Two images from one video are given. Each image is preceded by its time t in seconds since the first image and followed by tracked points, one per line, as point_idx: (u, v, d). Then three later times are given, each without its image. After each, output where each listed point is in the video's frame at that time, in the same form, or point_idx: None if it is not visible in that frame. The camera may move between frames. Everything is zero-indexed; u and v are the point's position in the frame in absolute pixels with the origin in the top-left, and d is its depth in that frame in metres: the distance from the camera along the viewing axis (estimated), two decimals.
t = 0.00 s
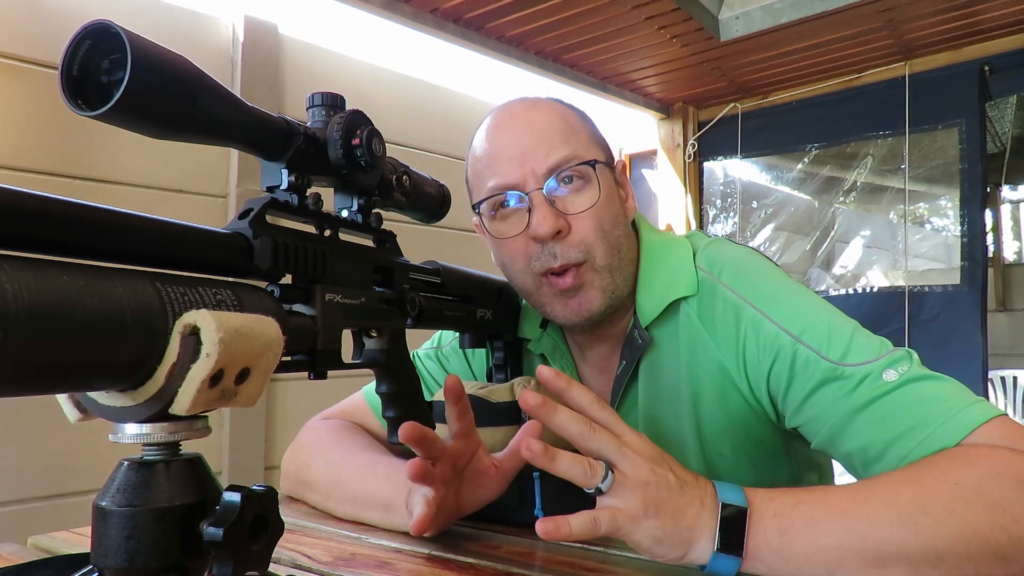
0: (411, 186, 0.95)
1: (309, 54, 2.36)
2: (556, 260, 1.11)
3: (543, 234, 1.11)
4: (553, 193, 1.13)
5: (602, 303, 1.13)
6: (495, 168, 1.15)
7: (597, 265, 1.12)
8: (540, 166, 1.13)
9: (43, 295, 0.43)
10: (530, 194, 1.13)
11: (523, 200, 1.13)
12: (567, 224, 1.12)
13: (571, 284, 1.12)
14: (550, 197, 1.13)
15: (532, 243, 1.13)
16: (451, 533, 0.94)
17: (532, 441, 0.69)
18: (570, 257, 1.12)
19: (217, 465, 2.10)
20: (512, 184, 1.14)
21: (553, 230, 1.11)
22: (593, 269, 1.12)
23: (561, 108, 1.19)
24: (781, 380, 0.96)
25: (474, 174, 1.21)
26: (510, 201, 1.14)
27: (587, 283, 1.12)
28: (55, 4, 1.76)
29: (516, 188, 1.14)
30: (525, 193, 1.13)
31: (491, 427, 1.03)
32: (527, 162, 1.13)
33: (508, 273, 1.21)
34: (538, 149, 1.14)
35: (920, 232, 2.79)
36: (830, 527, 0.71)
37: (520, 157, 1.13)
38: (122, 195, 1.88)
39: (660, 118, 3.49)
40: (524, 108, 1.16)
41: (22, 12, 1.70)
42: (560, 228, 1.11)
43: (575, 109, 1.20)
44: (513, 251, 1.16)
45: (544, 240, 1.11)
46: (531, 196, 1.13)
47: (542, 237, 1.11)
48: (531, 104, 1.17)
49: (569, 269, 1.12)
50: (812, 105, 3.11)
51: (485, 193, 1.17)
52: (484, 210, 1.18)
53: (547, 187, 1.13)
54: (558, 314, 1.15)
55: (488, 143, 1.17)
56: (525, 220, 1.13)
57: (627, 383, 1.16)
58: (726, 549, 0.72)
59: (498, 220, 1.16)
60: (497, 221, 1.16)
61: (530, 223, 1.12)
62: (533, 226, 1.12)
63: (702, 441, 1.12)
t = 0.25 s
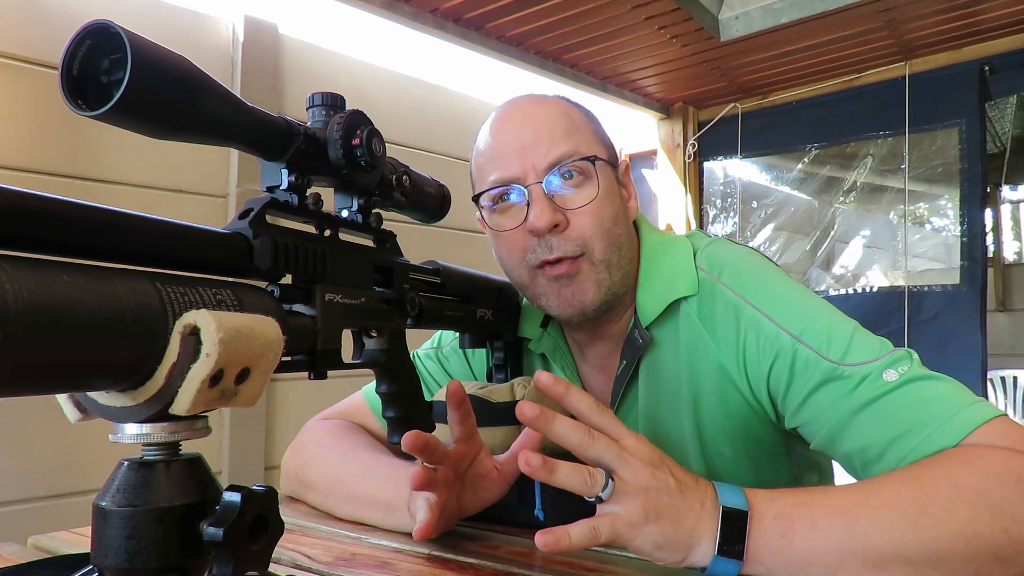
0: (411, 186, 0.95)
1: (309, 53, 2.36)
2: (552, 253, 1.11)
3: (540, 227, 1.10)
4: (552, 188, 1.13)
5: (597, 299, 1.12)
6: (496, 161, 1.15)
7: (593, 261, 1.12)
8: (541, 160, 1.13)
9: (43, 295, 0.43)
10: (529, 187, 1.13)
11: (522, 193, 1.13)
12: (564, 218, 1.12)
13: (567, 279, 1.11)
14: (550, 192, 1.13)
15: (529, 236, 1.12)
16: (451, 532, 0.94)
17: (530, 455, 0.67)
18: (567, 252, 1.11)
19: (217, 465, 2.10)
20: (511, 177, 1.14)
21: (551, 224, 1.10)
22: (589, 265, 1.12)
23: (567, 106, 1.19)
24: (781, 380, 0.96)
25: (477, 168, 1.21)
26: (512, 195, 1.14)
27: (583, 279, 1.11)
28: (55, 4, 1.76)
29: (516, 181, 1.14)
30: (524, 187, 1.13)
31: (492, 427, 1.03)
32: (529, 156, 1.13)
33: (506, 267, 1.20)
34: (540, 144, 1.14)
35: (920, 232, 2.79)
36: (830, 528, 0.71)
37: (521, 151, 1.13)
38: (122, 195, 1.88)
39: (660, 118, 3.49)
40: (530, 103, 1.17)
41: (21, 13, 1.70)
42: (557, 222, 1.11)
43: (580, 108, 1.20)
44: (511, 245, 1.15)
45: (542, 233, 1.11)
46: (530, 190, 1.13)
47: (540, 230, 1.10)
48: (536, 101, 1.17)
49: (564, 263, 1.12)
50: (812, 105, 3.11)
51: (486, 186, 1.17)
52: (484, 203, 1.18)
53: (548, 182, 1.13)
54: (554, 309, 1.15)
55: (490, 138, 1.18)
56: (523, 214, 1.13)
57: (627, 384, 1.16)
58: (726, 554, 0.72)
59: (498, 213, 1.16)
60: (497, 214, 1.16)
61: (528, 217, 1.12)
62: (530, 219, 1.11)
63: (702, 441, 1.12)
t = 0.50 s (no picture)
0: (411, 186, 0.95)
1: (309, 53, 2.36)
2: (552, 255, 1.11)
3: (540, 229, 1.11)
4: (552, 189, 1.13)
5: (594, 299, 1.12)
6: (497, 161, 1.15)
7: (593, 261, 1.12)
8: (543, 161, 1.13)
9: (43, 295, 0.43)
10: (530, 189, 1.13)
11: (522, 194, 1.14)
12: (564, 220, 1.12)
13: (566, 280, 1.11)
14: (550, 193, 1.13)
15: (529, 237, 1.13)
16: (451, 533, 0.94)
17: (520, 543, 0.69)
18: (566, 252, 1.12)
19: (217, 465, 2.10)
20: (512, 177, 1.14)
21: (551, 225, 1.11)
22: (588, 265, 1.11)
23: (569, 106, 1.19)
24: (781, 380, 0.96)
25: (478, 168, 1.21)
26: (512, 195, 1.14)
27: (582, 280, 1.11)
28: (55, 3, 1.76)
29: (516, 182, 1.14)
30: (525, 188, 1.14)
31: (491, 427, 1.02)
32: (529, 157, 1.13)
33: (505, 266, 1.20)
34: (540, 144, 1.14)
35: (920, 232, 2.79)
36: (830, 529, 0.71)
37: (522, 151, 1.13)
38: (122, 195, 1.88)
39: (660, 118, 3.49)
40: (531, 102, 1.17)
41: (21, 13, 1.70)
42: (557, 224, 1.11)
43: (581, 108, 1.20)
44: (512, 244, 1.16)
45: (541, 234, 1.11)
46: (531, 191, 1.13)
47: (540, 231, 1.11)
48: (538, 100, 1.17)
49: (563, 263, 1.12)
50: (812, 105, 3.11)
51: (486, 186, 1.17)
52: (484, 203, 1.18)
53: (548, 183, 1.13)
54: (552, 308, 1.15)
55: (491, 138, 1.18)
56: (524, 214, 1.13)
57: (628, 384, 1.16)
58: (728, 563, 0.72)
59: (499, 213, 1.16)
60: (497, 215, 1.16)
61: (528, 218, 1.12)
62: (530, 220, 1.12)
63: (702, 442, 1.11)
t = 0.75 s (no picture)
0: (411, 186, 0.95)
1: (309, 53, 2.36)
2: (553, 253, 1.11)
3: (540, 229, 1.11)
4: (553, 189, 1.13)
5: (594, 297, 1.12)
6: (497, 160, 1.15)
7: (593, 262, 1.12)
8: (543, 160, 1.13)
9: (42, 295, 0.43)
10: (531, 188, 1.13)
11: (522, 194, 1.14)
12: (565, 220, 1.12)
13: (565, 278, 1.12)
14: (551, 193, 1.13)
15: (529, 237, 1.13)
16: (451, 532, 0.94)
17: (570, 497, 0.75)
18: (566, 252, 1.12)
19: (217, 465, 2.10)
20: (512, 177, 1.14)
21: (551, 225, 1.11)
22: (588, 265, 1.12)
23: (570, 105, 1.19)
24: (781, 380, 0.96)
25: (478, 168, 1.21)
26: (513, 193, 1.14)
27: (582, 279, 1.12)
28: (54, 4, 1.76)
29: (516, 181, 1.14)
30: (525, 188, 1.13)
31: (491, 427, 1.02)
32: (530, 156, 1.13)
33: (504, 264, 1.20)
34: (541, 144, 1.14)
35: (920, 232, 2.79)
36: (829, 527, 0.71)
37: (522, 150, 1.13)
38: (122, 195, 1.88)
39: (660, 118, 3.49)
40: (532, 102, 1.17)
41: (21, 13, 1.70)
42: (557, 223, 1.11)
43: (582, 108, 1.20)
44: (511, 244, 1.16)
45: (542, 234, 1.11)
46: (531, 190, 1.13)
47: (540, 231, 1.11)
48: (539, 100, 1.17)
49: (563, 263, 1.12)
50: (811, 105, 3.11)
51: (487, 185, 1.17)
52: (484, 202, 1.18)
53: (549, 182, 1.13)
54: (551, 307, 1.15)
55: (491, 138, 1.18)
56: (524, 214, 1.13)
57: (628, 383, 1.16)
58: (728, 535, 0.73)
59: (499, 213, 1.16)
60: (497, 214, 1.16)
61: (528, 217, 1.12)
62: (530, 220, 1.12)
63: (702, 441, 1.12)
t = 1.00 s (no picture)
0: (411, 186, 0.95)
1: (309, 53, 2.36)
2: (557, 258, 1.11)
3: (546, 232, 1.10)
4: (557, 191, 1.13)
5: (597, 301, 1.13)
6: (499, 161, 1.15)
7: (597, 265, 1.12)
8: (546, 162, 1.13)
9: (43, 295, 0.43)
10: (533, 192, 1.13)
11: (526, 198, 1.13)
12: (570, 223, 1.11)
13: (569, 279, 1.12)
14: (554, 196, 1.13)
15: (534, 240, 1.12)
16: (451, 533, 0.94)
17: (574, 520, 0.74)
18: (570, 256, 1.12)
19: (217, 465, 2.10)
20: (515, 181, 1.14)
21: (556, 229, 1.10)
22: (592, 268, 1.12)
23: (570, 107, 1.19)
24: (780, 381, 0.96)
25: (479, 169, 1.21)
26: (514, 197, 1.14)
27: (586, 282, 1.12)
28: (54, 3, 1.76)
29: (519, 185, 1.13)
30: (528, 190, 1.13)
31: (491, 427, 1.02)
32: (532, 157, 1.13)
33: (507, 268, 1.20)
34: (543, 146, 1.13)
35: (920, 232, 2.79)
36: (829, 527, 0.71)
37: (524, 153, 1.13)
38: (122, 196, 1.88)
39: (660, 118, 3.49)
40: (532, 104, 1.17)
41: (21, 12, 1.70)
42: (563, 227, 1.11)
43: (582, 109, 1.20)
44: (515, 247, 1.15)
45: (547, 238, 1.11)
46: (536, 193, 1.13)
47: (545, 235, 1.10)
48: (539, 101, 1.17)
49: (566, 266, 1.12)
50: (811, 105, 3.11)
51: (489, 188, 1.17)
52: (487, 204, 1.18)
53: (553, 185, 1.13)
54: (555, 310, 1.15)
55: (492, 140, 1.18)
56: (528, 217, 1.13)
57: (628, 384, 1.16)
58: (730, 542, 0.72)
59: (502, 215, 1.16)
60: (501, 216, 1.16)
61: (534, 221, 1.12)
62: (536, 223, 1.11)
63: (702, 442, 1.12)
